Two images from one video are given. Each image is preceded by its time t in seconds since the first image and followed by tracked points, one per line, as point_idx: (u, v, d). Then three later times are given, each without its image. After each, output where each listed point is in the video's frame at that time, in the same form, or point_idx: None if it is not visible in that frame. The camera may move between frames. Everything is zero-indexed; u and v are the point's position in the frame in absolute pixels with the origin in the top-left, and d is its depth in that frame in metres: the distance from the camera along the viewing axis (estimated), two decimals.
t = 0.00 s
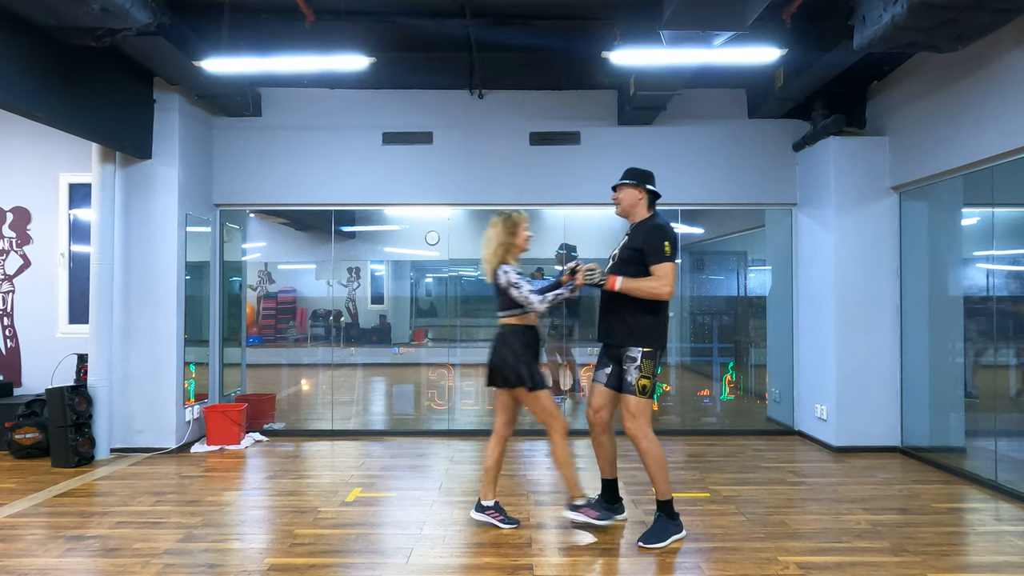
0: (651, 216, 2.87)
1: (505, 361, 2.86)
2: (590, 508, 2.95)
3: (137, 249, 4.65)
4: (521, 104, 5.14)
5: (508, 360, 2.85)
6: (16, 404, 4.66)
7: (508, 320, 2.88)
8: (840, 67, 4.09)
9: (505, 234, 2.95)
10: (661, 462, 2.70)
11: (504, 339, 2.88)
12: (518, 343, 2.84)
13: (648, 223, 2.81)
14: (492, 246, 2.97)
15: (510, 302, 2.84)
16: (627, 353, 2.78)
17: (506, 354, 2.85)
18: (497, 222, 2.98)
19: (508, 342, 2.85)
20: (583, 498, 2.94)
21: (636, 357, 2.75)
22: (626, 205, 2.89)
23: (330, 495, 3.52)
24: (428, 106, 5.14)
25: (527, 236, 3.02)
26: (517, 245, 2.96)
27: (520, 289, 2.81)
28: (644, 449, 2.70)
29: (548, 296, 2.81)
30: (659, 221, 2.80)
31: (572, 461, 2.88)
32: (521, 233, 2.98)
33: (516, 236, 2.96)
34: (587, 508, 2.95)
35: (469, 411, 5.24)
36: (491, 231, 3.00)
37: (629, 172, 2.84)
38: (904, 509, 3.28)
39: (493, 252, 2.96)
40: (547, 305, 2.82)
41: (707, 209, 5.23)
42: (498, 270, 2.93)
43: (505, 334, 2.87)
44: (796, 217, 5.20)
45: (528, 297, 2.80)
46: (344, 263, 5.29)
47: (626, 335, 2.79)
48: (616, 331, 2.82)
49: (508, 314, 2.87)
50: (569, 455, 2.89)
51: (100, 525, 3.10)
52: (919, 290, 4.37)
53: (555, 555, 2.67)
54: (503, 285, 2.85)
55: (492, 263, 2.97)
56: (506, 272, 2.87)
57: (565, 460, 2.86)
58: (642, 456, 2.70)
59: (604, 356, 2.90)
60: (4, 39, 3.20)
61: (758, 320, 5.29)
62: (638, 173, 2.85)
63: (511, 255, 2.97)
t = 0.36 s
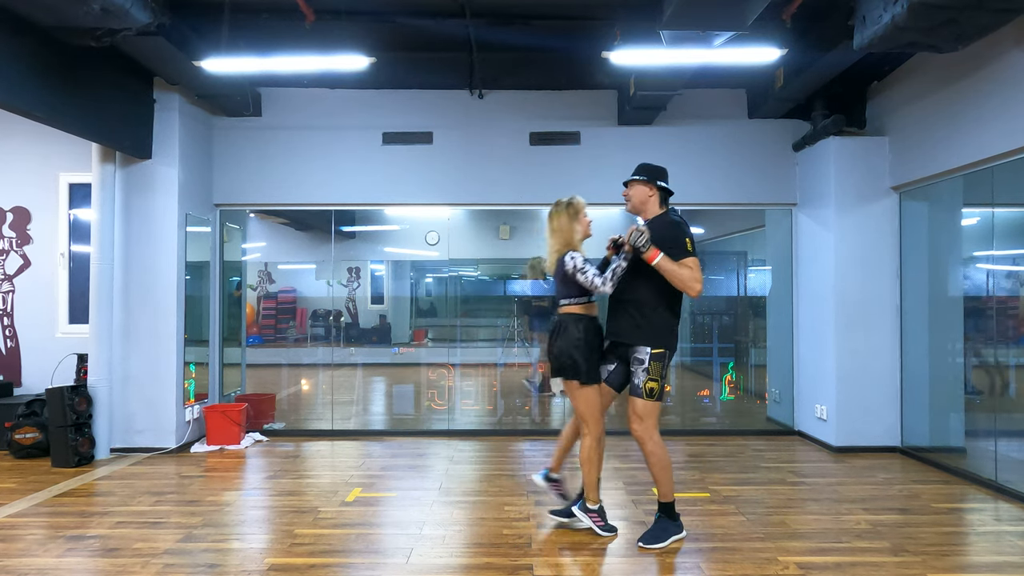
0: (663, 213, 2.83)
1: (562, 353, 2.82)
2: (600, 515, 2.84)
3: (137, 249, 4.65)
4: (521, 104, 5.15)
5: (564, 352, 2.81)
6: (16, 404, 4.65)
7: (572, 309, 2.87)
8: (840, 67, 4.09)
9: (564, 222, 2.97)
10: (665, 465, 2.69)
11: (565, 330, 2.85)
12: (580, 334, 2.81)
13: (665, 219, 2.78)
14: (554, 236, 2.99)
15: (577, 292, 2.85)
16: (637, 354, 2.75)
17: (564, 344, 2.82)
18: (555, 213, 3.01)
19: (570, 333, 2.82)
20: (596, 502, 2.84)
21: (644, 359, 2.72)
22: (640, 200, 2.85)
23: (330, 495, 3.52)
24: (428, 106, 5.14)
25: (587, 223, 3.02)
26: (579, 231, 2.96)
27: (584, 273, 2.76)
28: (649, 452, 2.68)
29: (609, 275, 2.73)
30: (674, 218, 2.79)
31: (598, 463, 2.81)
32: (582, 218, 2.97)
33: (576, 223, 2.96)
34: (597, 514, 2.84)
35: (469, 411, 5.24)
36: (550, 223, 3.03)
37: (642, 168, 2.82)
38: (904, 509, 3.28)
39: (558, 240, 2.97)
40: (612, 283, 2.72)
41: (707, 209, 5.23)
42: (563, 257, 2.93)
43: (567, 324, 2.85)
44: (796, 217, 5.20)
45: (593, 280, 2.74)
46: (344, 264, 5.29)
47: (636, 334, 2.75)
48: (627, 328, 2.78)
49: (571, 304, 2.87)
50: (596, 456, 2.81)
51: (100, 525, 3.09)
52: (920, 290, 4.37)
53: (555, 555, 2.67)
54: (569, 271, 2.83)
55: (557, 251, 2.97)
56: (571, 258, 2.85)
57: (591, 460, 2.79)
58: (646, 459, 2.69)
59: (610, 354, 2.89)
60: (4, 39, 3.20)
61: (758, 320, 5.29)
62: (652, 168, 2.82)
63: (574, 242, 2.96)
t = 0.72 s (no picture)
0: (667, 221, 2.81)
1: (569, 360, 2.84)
2: (601, 515, 2.83)
3: (137, 249, 4.65)
4: (521, 104, 5.15)
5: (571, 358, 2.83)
6: (16, 404, 4.65)
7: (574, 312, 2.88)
8: (840, 67, 4.09)
9: (550, 226, 2.97)
10: (657, 470, 2.70)
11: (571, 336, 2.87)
12: (584, 338, 2.81)
13: (667, 227, 2.75)
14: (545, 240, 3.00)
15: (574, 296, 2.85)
16: (631, 360, 2.72)
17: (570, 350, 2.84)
18: (540, 219, 3.02)
19: (575, 337, 2.84)
20: (596, 502, 2.83)
21: (638, 365, 2.70)
22: (643, 207, 2.82)
23: (330, 495, 3.52)
24: (428, 106, 5.14)
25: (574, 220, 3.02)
26: (568, 228, 2.94)
27: (578, 275, 2.75)
28: (640, 459, 2.68)
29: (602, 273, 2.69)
30: (677, 228, 2.76)
31: (600, 466, 2.80)
32: (568, 216, 2.97)
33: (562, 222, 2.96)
34: (598, 515, 2.83)
35: (469, 411, 5.24)
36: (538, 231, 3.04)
37: (647, 174, 2.79)
38: (904, 509, 3.29)
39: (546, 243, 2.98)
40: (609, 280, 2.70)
41: (707, 209, 5.23)
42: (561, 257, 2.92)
43: (572, 329, 2.87)
44: (796, 217, 5.20)
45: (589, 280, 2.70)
46: (344, 263, 5.29)
47: (629, 339, 2.72)
48: (620, 333, 2.76)
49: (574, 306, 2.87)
50: (597, 459, 2.81)
51: (100, 525, 3.09)
52: (919, 290, 4.37)
53: (555, 555, 2.67)
54: (562, 275, 2.82)
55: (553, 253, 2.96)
56: (563, 259, 2.86)
57: (593, 462, 2.79)
58: (638, 466, 2.68)
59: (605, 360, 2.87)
60: (5, 39, 3.20)
61: (758, 320, 5.30)
62: (658, 175, 2.79)
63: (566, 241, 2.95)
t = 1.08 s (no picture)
0: (671, 228, 2.82)
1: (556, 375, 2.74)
2: (601, 515, 2.84)
3: (138, 250, 4.65)
4: (521, 104, 5.14)
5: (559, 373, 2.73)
6: (16, 404, 4.65)
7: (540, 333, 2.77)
8: (840, 67, 4.09)
9: (472, 281, 2.75)
10: (653, 471, 2.69)
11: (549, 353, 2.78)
12: (568, 350, 2.74)
13: (670, 234, 2.77)
14: (472, 300, 2.76)
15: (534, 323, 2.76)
16: (626, 363, 2.75)
17: (556, 366, 2.74)
18: (461, 279, 2.78)
19: (558, 351, 2.74)
20: (597, 502, 2.84)
21: (634, 369, 2.72)
22: (649, 211, 2.84)
23: (330, 495, 3.52)
24: (428, 106, 5.14)
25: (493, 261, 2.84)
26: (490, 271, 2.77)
27: (532, 303, 2.68)
28: (636, 462, 2.67)
29: (559, 290, 2.69)
30: (679, 235, 2.77)
31: (604, 466, 2.81)
32: (487, 263, 2.78)
33: (480, 273, 2.76)
34: (598, 513, 2.84)
35: (469, 411, 5.24)
36: (459, 296, 2.80)
37: (657, 179, 2.79)
38: (904, 509, 3.29)
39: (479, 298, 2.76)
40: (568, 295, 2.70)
41: (708, 209, 5.24)
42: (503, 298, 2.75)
43: (549, 347, 2.76)
44: (796, 217, 5.20)
45: (549, 299, 2.68)
46: (344, 263, 5.29)
47: (623, 343, 2.77)
48: (615, 335, 2.80)
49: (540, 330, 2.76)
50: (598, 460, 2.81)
51: (100, 525, 3.09)
52: (919, 290, 4.37)
53: (555, 555, 2.67)
54: (515, 309, 2.71)
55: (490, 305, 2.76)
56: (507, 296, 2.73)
57: (600, 463, 2.79)
58: (634, 469, 2.68)
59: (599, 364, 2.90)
60: (5, 39, 3.20)
61: (758, 320, 5.30)
62: (667, 182, 2.79)
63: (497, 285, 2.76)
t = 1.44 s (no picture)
0: (660, 230, 2.84)
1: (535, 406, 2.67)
2: (602, 514, 2.84)
3: (138, 250, 4.65)
4: (521, 104, 5.14)
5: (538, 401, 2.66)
6: (16, 404, 4.65)
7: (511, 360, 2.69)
8: (840, 68, 4.09)
9: (424, 347, 2.54)
10: (652, 470, 2.69)
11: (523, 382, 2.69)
12: (544, 372, 2.65)
13: (659, 236, 2.79)
14: (432, 366, 2.56)
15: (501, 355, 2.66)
16: (622, 364, 2.75)
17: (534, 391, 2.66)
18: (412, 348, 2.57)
19: (531, 379, 2.66)
20: (599, 501, 2.83)
21: (631, 368, 2.73)
22: (637, 214, 2.85)
23: (330, 495, 3.52)
24: (428, 106, 5.14)
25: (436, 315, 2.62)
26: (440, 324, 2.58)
27: (495, 340, 2.58)
28: (636, 462, 2.67)
29: (522, 322, 2.59)
30: (668, 236, 2.78)
31: (604, 466, 2.79)
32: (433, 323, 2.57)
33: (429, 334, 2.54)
34: (600, 513, 2.83)
35: (469, 411, 5.23)
36: (415, 367, 2.58)
37: (646, 181, 2.80)
38: (904, 509, 3.29)
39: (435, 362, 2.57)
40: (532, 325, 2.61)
41: (708, 209, 5.24)
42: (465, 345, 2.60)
43: (524, 372, 2.68)
44: (795, 217, 5.20)
45: (513, 333, 2.57)
46: (344, 263, 5.29)
47: (616, 345, 2.78)
48: (609, 338, 2.81)
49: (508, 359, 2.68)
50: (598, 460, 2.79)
51: (100, 525, 3.09)
52: (919, 290, 4.37)
53: (555, 555, 2.68)
54: (479, 350, 2.59)
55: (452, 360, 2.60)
56: (468, 341, 2.58)
57: (599, 463, 2.78)
58: (634, 469, 2.67)
59: (591, 363, 2.93)
60: (5, 39, 3.21)
61: (758, 320, 5.29)
62: (655, 184, 2.79)
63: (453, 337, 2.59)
